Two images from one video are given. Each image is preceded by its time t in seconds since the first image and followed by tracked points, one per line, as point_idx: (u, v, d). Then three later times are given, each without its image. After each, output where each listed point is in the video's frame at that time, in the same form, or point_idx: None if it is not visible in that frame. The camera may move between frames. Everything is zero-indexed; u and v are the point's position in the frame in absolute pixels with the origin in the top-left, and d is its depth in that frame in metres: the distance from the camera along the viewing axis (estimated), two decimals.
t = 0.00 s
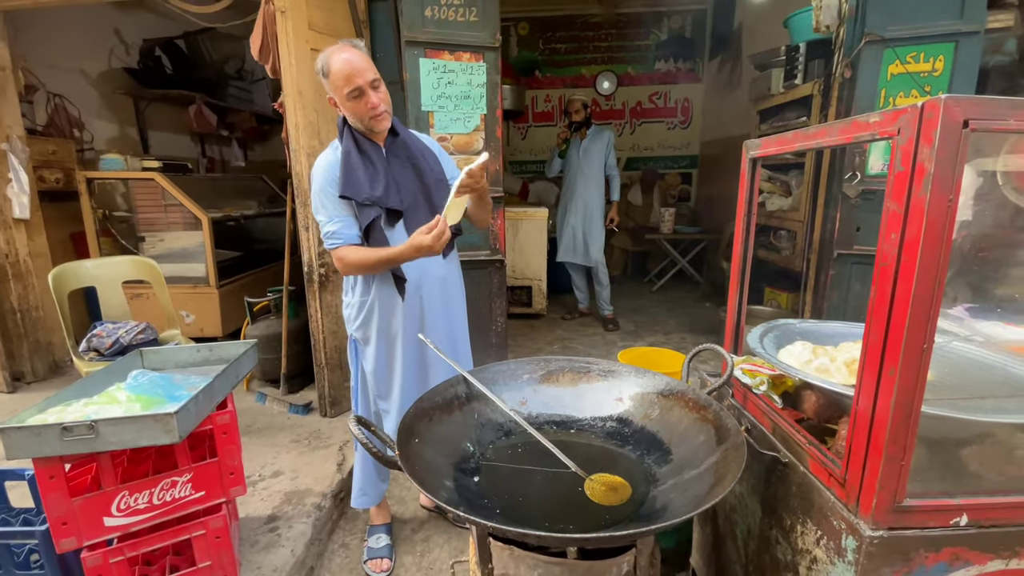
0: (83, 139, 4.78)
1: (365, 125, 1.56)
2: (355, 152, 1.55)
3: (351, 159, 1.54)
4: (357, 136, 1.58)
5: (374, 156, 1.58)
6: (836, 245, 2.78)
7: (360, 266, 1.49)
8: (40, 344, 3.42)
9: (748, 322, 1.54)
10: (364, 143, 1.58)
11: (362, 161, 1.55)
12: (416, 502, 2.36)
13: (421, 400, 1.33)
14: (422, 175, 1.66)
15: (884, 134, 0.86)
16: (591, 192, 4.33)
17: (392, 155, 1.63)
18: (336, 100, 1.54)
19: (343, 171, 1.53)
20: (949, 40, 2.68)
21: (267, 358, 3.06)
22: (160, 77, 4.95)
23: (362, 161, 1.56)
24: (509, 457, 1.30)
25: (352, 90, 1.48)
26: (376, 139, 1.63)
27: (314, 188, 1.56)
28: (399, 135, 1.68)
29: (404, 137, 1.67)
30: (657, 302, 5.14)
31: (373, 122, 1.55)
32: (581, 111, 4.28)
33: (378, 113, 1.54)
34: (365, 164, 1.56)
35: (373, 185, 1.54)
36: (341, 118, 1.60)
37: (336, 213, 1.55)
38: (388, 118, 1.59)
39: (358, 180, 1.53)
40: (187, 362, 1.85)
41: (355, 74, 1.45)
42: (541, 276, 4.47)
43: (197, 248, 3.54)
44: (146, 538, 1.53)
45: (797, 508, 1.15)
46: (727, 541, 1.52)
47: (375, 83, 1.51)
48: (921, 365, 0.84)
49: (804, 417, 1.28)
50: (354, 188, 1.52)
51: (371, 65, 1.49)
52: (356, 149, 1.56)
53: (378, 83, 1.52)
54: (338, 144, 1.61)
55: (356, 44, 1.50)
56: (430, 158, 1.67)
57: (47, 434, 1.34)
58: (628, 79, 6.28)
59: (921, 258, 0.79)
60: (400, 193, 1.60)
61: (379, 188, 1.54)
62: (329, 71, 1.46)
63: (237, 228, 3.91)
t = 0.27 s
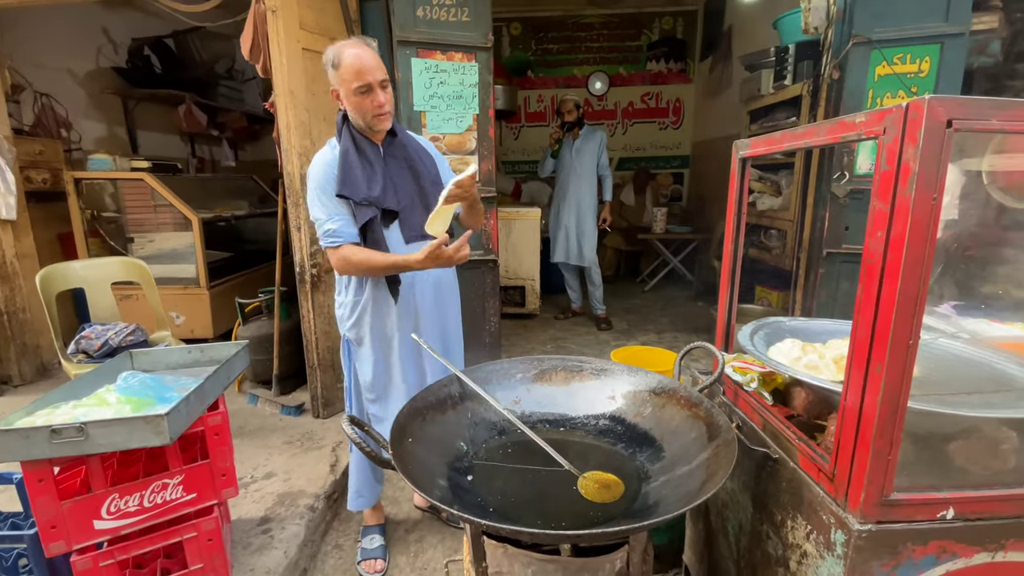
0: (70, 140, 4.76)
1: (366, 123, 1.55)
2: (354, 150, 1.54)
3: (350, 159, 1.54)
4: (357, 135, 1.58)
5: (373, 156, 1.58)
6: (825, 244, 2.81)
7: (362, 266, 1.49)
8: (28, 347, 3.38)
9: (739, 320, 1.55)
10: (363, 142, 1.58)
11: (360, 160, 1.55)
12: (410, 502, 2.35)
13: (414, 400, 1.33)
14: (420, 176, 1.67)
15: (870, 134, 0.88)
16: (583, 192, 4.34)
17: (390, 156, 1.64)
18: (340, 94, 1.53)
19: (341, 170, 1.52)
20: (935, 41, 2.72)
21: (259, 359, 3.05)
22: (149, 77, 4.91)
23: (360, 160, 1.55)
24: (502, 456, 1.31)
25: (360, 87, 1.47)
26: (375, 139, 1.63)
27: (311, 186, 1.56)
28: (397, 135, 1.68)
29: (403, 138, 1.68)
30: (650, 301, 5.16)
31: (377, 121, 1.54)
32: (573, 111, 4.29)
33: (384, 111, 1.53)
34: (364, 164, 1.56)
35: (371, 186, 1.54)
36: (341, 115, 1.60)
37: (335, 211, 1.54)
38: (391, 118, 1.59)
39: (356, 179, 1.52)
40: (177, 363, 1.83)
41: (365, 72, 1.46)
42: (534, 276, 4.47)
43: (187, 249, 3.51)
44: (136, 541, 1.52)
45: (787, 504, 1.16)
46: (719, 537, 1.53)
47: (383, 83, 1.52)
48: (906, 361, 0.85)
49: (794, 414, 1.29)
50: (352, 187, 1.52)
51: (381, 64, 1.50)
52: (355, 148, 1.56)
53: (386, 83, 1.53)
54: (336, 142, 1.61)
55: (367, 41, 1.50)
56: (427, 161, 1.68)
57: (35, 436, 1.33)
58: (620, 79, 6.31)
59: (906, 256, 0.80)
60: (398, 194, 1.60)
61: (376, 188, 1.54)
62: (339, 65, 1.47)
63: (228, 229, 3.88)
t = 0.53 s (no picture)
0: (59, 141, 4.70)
1: (373, 121, 1.55)
2: (354, 149, 1.54)
3: (349, 158, 1.53)
4: (360, 135, 1.58)
5: (374, 157, 1.58)
6: (815, 244, 2.83)
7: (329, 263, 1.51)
8: (16, 350, 3.34)
9: (730, 320, 1.57)
10: (364, 142, 1.58)
11: (360, 160, 1.55)
12: (404, 504, 2.35)
13: (408, 401, 1.33)
14: (418, 182, 1.68)
15: (857, 136, 0.89)
16: (576, 193, 4.36)
17: (391, 159, 1.64)
18: (352, 90, 1.53)
19: (338, 168, 1.52)
20: (923, 44, 2.76)
21: (251, 361, 3.03)
22: (140, 77, 4.87)
23: (360, 160, 1.55)
24: (497, 457, 1.31)
25: (378, 85, 1.48)
26: (377, 140, 1.63)
27: (304, 181, 1.56)
28: (401, 139, 1.69)
29: (405, 143, 1.69)
30: (643, 301, 5.19)
31: (385, 123, 1.54)
32: (566, 113, 4.30)
33: (394, 114, 1.54)
34: (362, 164, 1.56)
35: (368, 187, 1.54)
36: (347, 112, 1.60)
37: (317, 209, 1.57)
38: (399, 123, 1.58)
39: (353, 179, 1.52)
40: (169, 366, 1.82)
41: (384, 72, 1.46)
42: (527, 277, 4.48)
43: (178, 251, 3.49)
44: (128, 545, 1.51)
45: (779, 502, 1.18)
46: (712, 536, 1.55)
47: (400, 86, 1.52)
48: (894, 359, 0.87)
49: (785, 412, 1.30)
50: (348, 187, 1.52)
51: (399, 68, 1.51)
52: (356, 148, 1.56)
53: (403, 87, 1.53)
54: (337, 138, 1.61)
55: (389, 44, 1.52)
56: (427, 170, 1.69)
57: (26, 440, 1.32)
58: (612, 81, 6.33)
59: (893, 256, 0.82)
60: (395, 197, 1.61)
61: (374, 190, 1.54)
62: (359, 61, 1.48)
63: (220, 230, 3.86)
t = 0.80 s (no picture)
0: (49, 142, 4.68)
1: (378, 121, 1.54)
2: (354, 148, 1.55)
3: (348, 157, 1.54)
4: (362, 135, 1.58)
5: (374, 159, 1.59)
6: (806, 245, 2.86)
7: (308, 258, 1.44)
8: (5, 353, 3.31)
9: (722, 320, 1.58)
10: (365, 142, 1.58)
11: (359, 160, 1.56)
12: (399, 506, 2.35)
13: (403, 402, 1.33)
14: (414, 188, 1.69)
15: (845, 139, 0.91)
16: (570, 195, 4.37)
17: (389, 162, 1.65)
18: (362, 84, 1.52)
19: (336, 165, 1.53)
20: (911, 48, 2.80)
21: (244, 363, 3.02)
22: (130, 78, 4.84)
23: (359, 160, 1.56)
24: (491, 457, 1.32)
25: (389, 86, 1.47)
26: (378, 141, 1.63)
27: (300, 172, 1.54)
28: (403, 143, 1.70)
29: (406, 148, 1.69)
30: (636, 302, 5.21)
31: (389, 125, 1.54)
32: (560, 114, 4.32)
33: (400, 117, 1.53)
34: (361, 164, 1.56)
35: (363, 189, 1.55)
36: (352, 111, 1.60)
37: (306, 199, 1.52)
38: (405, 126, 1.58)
39: (350, 179, 1.53)
40: (161, 369, 1.80)
41: (397, 74, 1.46)
42: (521, 278, 4.48)
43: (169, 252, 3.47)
44: (121, 548, 1.50)
45: (771, 499, 1.19)
46: (705, 534, 1.56)
47: (411, 91, 1.52)
48: (882, 359, 0.88)
49: (776, 411, 1.32)
50: (344, 185, 1.53)
51: (413, 70, 1.50)
52: (356, 148, 1.56)
53: (414, 93, 1.53)
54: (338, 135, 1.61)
55: (405, 47, 1.51)
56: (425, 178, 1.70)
57: (17, 444, 1.31)
58: (605, 83, 6.36)
59: (880, 257, 0.83)
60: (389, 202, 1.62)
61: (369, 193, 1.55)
62: (374, 59, 1.46)
63: (212, 232, 3.84)
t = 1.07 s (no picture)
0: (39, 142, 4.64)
1: (376, 123, 1.55)
2: (355, 150, 1.55)
3: (348, 159, 1.54)
4: (361, 137, 1.58)
5: (372, 161, 1.59)
6: (798, 246, 2.89)
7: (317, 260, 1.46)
8: None
9: (717, 320, 1.60)
10: (364, 143, 1.58)
11: (359, 162, 1.56)
12: (395, 507, 2.35)
13: (400, 402, 1.34)
14: (410, 191, 1.69)
15: (837, 141, 0.92)
16: (565, 196, 4.39)
17: (386, 165, 1.65)
18: (362, 84, 1.51)
19: (337, 167, 1.53)
20: (901, 51, 2.83)
21: (239, 365, 3.01)
22: (123, 79, 4.82)
23: (359, 162, 1.56)
24: (488, 457, 1.33)
25: (388, 89, 1.47)
26: (376, 143, 1.64)
27: (301, 170, 1.53)
28: (399, 145, 1.70)
29: (403, 150, 1.70)
30: (631, 303, 5.24)
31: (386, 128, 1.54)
32: (555, 116, 4.33)
33: (396, 122, 1.54)
34: (361, 166, 1.57)
35: (363, 191, 1.55)
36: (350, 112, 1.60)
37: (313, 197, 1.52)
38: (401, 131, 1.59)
39: (352, 181, 1.53)
40: (156, 370, 1.80)
41: (398, 78, 1.46)
42: (517, 279, 4.49)
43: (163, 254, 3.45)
44: (116, 551, 1.50)
45: (765, 497, 1.21)
46: (700, 532, 1.57)
47: (410, 95, 1.52)
48: (873, 357, 0.90)
49: (770, 410, 1.34)
50: (345, 187, 1.53)
51: (414, 73, 1.50)
52: (356, 150, 1.56)
53: (412, 97, 1.53)
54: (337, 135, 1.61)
55: (407, 49, 1.51)
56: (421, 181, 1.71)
57: (12, 446, 1.30)
58: (599, 84, 6.38)
59: (872, 258, 0.85)
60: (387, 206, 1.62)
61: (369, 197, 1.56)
62: (376, 59, 1.46)
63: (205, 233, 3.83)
